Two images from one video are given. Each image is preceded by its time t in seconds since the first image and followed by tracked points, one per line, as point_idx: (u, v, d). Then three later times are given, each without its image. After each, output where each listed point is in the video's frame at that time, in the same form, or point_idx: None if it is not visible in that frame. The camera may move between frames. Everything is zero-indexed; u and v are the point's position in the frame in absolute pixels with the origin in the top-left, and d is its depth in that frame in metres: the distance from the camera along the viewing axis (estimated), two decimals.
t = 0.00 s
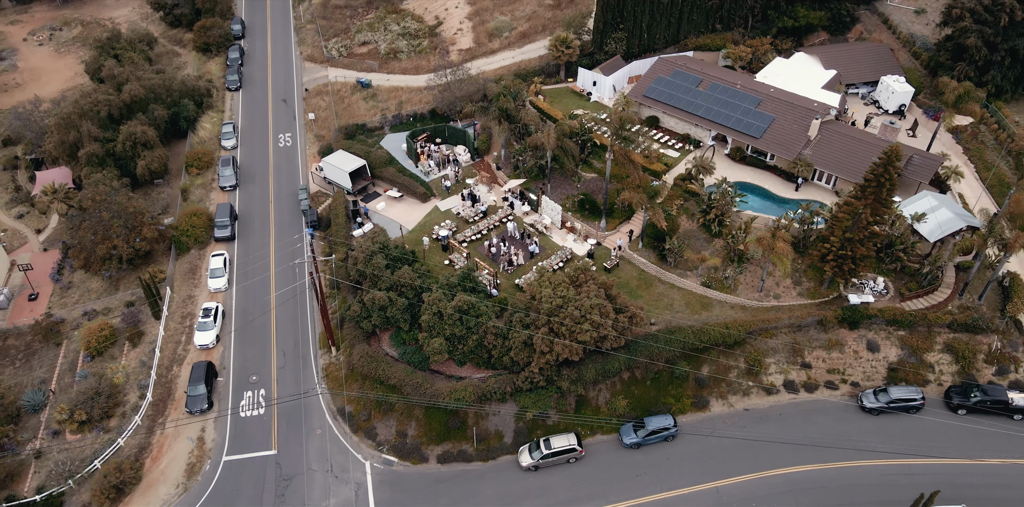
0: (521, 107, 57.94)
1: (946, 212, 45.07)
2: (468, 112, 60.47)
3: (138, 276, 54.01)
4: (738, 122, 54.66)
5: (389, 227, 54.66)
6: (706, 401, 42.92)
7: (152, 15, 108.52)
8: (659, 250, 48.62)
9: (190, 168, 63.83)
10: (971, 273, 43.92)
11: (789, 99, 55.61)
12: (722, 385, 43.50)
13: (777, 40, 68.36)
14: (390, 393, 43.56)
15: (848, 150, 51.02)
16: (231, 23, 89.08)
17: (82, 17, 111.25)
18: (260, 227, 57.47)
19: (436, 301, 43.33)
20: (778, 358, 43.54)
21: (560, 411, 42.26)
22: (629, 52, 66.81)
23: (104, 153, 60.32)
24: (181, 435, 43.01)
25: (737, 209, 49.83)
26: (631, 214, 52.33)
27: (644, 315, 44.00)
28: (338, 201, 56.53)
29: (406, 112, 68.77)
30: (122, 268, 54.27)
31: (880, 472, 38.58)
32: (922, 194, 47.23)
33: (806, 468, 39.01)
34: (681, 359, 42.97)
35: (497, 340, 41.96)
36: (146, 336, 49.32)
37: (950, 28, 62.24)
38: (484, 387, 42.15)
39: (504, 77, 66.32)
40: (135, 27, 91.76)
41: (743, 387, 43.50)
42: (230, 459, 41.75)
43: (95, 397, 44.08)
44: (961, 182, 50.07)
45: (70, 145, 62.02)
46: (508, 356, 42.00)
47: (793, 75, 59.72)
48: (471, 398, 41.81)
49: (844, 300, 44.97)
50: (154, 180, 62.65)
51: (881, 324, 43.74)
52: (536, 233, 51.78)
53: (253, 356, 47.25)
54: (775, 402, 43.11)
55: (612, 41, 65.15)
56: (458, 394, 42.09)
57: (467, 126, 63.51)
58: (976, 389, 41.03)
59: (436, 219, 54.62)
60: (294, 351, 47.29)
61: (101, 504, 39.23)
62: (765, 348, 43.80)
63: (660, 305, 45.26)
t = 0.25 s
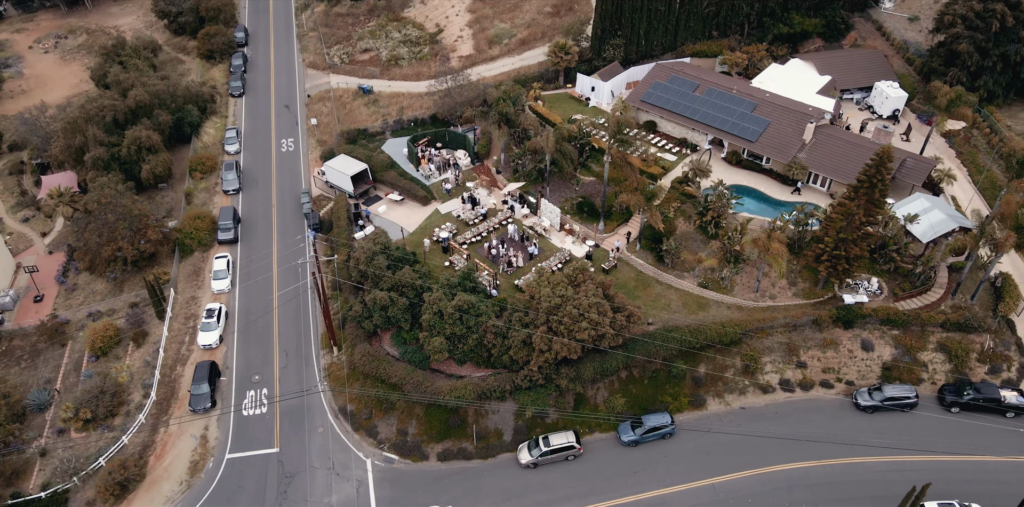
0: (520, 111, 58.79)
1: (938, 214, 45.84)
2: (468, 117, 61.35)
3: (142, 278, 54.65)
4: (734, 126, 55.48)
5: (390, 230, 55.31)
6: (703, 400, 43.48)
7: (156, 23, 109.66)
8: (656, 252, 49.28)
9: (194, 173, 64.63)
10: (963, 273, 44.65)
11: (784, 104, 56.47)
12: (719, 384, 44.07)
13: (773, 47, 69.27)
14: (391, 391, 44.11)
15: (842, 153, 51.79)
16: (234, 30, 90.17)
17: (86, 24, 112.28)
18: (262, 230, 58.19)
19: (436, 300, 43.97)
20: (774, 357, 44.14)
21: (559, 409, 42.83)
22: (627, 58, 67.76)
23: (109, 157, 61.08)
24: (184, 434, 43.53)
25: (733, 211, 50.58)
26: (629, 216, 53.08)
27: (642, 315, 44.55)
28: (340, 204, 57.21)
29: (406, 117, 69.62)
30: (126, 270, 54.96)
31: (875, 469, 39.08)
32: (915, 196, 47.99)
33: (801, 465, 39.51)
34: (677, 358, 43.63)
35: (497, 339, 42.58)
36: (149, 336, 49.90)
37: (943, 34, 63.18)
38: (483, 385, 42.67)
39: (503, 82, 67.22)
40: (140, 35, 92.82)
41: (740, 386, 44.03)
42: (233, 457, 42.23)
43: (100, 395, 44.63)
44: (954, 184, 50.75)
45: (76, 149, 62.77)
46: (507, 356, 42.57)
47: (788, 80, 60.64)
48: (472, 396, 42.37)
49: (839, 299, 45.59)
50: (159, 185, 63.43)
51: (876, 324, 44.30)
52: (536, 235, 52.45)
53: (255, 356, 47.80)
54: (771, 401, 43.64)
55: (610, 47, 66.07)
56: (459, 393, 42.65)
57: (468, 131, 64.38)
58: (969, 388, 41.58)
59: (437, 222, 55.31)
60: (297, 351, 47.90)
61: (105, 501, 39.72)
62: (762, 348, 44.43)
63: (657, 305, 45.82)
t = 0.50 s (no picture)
0: (519, 116, 59.70)
1: (931, 215, 46.64)
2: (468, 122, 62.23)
3: (146, 280, 55.35)
4: (731, 130, 56.37)
5: (391, 232, 56.05)
6: (700, 398, 44.08)
7: (160, 31, 110.78)
8: (653, 253, 50.01)
9: (198, 177, 65.50)
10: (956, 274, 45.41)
11: (780, 109, 57.38)
12: (715, 382, 44.68)
13: (769, 53, 70.22)
14: (392, 390, 44.68)
15: (837, 156, 52.61)
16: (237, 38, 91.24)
17: (90, 32, 113.40)
18: (264, 233, 58.89)
19: (436, 301, 44.66)
20: (770, 356, 44.81)
21: (558, 407, 43.43)
22: (625, 64, 68.73)
23: (115, 161, 61.96)
24: (188, 432, 44.14)
25: (729, 213, 51.37)
26: (627, 219, 53.87)
27: (640, 316, 45.19)
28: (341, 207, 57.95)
29: (407, 123, 70.51)
30: (131, 272, 55.66)
31: (869, 466, 39.60)
32: (908, 198, 48.79)
33: (796, 462, 40.07)
34: (674, 357, 44.30)
35: (496, 338, 43.26)
36: (154, 337, 50.56)
37: (936, 41, 64.24)
38: (483, 384, 43.24)
39: (503, 88, 68.13)
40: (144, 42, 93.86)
41: (736, 385, 44.63)
42: (236, 455, 42.79)
43: (105, 394, 45.22)
44: (947, 188, 51.51)
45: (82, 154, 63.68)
46: (507, 354, 43.20)
47: (784, 86, 61.58)
48: (472, 394, 42.99)
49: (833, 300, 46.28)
50: (163, 189, 64.26)
51: (870, 324, 44.93)
52: (536, 237, 53.17)
53: (258, 356, 48.41)
54: (767, 400, 44.24)
55: (609, 53, 67.01)
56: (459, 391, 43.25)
57: (468, 136, 65.25)
58: (962, 386, 42.15)
59: (437, 224, 56.05)
60: (299, 351, 48.54)
61: (110, 498, 40.29)
62: (759, 348, 45.08)
63: (655, 305, 46.48)
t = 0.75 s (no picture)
0: (519, 121, 60.58)
1: (923, 217, 47.39)
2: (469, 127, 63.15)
3: (150, 282, 55.98)
4: (727, 135, 57.28)
5: (392, 235, 56.72)
6: (698, 397, 44.66)
7: (164, 40, 112.06)
8: (651, 255, 50.65)
9: (201, 181, 66.31)
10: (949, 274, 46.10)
11: (775, 113, 58.28)
12: (712, 382, 45.24)
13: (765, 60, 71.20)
14: (394, 389, 45.21)
15: (832, 159, 53.41)
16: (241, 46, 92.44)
17: (96, 41, 114.72)
18: (266, 236, 59.68)
19: (437, 301, 45.36)
20: (766, 356, 45.39)
21: (557, 406, 43.96)
22: (623, 71, 69.75)
23: (120, 166, 62.79)
24: (191, 431, 44.64)
25: (726, 216, 52.12)
26: (625, 222, 54.60)
27: (638, 316, 45.79)
28: (343, 210, 58.80)
29: (409, 128, 71.44)
30: (135, 275, 56.32)
31: (863, 463, 40.14)
32: (901, 201, 49.56)
33: (793, 460, 40.57)
34: (672, 356, 44.86)
35: (496, 337, 43.93)
36: (158, 338, 51.15)
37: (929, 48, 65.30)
38: (483, 383, 43.78)
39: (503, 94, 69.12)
40: (149, 50, 95.05)
41: (733, 385, 45.18)
42: (239, 453, 43.27)
43: (110, 393, 45.72)
44: (940, 190, 52.22)
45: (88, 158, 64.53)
46: (507, 354, 43.81)
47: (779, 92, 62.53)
48: (473, 393, 43.51)
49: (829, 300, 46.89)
50: (167, 193, 65.04)
51: (864, 324, 45.50)
52: (535, 239, 53.85)
53: (261, 356, 49.02)
54: (763, 399, 44.78)
55: (607, 60, 68.04)
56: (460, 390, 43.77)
57: (468, 141, 66.15)
58: (955, 385, 42.77)
59: (438, 227, 56.78)
60: (301, 351, 49.19)
61: (114, 495, 40.76)
62: (755, 347, 45.67)
63: (653, 306, 47.10)
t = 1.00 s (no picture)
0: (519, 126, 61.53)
1: (916, 219, 48.17)
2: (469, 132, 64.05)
3: (154, 284, 56.64)
4: (723, 139, 58.17)
5: (393, 237, 57.23)
6: (695, 397, 45.23)
7: (168, 47, 113.22)
8: (649, 257, 51.27)
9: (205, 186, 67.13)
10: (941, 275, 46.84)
11: (771, 118, 59.19)
12: (709, 381, 45.82)
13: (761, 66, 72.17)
14: (395, 389, 45.75)
15: (826, 163, 54.21)
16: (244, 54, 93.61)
17: (100, 49, 115.88)
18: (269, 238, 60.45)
19: (438, 301, 46.11)
20: (762, 355, 45.99)
21: (555, 405, 44.52)
22: (621, 77, 70.78)
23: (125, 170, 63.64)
24: (194, 430, 45.20)
25: (722, 218, 52.87)
26: (623, 224, 55.36)
27: (636, 316, 46.42)
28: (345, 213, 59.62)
29: (410, 134, 72.36)
30: (140, 277, 57.00)
31: (857, 460, 40.73)
32: (895, 203, 50.38)
33: (788, 457, 41.12)
34: (669, 356, 45.47)
35: (496, 337, 44.60)
36: (162, 339, 51.75)
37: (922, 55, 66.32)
38: (483, 382, 44.35)
39: (503, 100, 70.08)
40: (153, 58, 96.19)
41: (730, 384, 45.74)
42: (242, 451, 43.81)
43: (114, 393, 46.23)
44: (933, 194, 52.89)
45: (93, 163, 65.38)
46: (506, 353, 44.44)
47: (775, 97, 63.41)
48: (473, 392, 44.06)
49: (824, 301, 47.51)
50: (171, 197, 65.80)
51: (859, 324, 46.09)
52: (534, 242, 54.54)
53: (263, 356, 49.64)
54: (759, 398, 45.34)
55: (605, 66, 69.03)
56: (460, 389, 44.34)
57: (468, 146, 67.02)
58: (948, 383, 43.40)
59: (438, 230, 57.50)
60: (304, 352, 49.85)
61: (119, 492, 41.32)
62: (751, 347, 46.25)
63: (650, 306, 47.72)
